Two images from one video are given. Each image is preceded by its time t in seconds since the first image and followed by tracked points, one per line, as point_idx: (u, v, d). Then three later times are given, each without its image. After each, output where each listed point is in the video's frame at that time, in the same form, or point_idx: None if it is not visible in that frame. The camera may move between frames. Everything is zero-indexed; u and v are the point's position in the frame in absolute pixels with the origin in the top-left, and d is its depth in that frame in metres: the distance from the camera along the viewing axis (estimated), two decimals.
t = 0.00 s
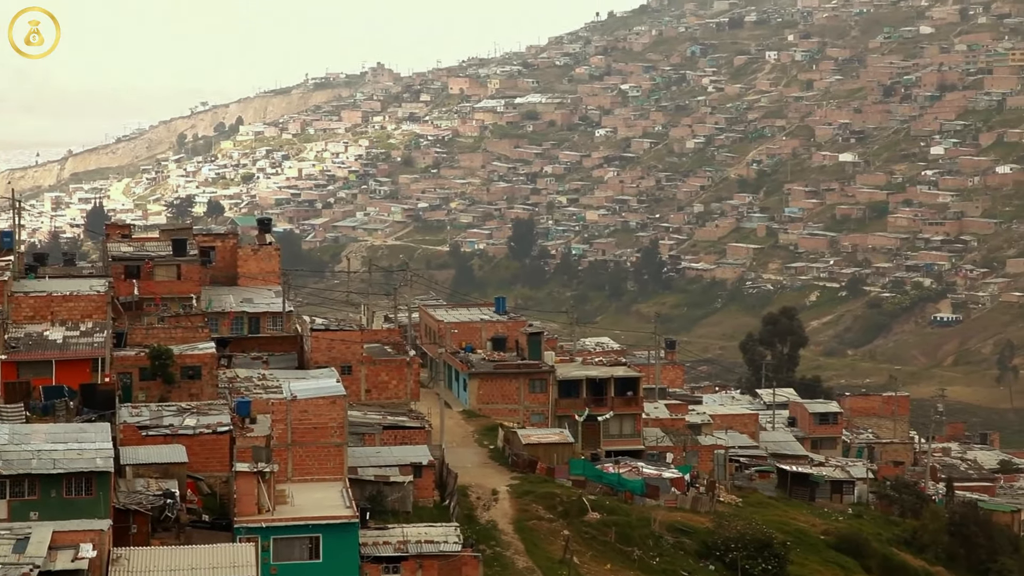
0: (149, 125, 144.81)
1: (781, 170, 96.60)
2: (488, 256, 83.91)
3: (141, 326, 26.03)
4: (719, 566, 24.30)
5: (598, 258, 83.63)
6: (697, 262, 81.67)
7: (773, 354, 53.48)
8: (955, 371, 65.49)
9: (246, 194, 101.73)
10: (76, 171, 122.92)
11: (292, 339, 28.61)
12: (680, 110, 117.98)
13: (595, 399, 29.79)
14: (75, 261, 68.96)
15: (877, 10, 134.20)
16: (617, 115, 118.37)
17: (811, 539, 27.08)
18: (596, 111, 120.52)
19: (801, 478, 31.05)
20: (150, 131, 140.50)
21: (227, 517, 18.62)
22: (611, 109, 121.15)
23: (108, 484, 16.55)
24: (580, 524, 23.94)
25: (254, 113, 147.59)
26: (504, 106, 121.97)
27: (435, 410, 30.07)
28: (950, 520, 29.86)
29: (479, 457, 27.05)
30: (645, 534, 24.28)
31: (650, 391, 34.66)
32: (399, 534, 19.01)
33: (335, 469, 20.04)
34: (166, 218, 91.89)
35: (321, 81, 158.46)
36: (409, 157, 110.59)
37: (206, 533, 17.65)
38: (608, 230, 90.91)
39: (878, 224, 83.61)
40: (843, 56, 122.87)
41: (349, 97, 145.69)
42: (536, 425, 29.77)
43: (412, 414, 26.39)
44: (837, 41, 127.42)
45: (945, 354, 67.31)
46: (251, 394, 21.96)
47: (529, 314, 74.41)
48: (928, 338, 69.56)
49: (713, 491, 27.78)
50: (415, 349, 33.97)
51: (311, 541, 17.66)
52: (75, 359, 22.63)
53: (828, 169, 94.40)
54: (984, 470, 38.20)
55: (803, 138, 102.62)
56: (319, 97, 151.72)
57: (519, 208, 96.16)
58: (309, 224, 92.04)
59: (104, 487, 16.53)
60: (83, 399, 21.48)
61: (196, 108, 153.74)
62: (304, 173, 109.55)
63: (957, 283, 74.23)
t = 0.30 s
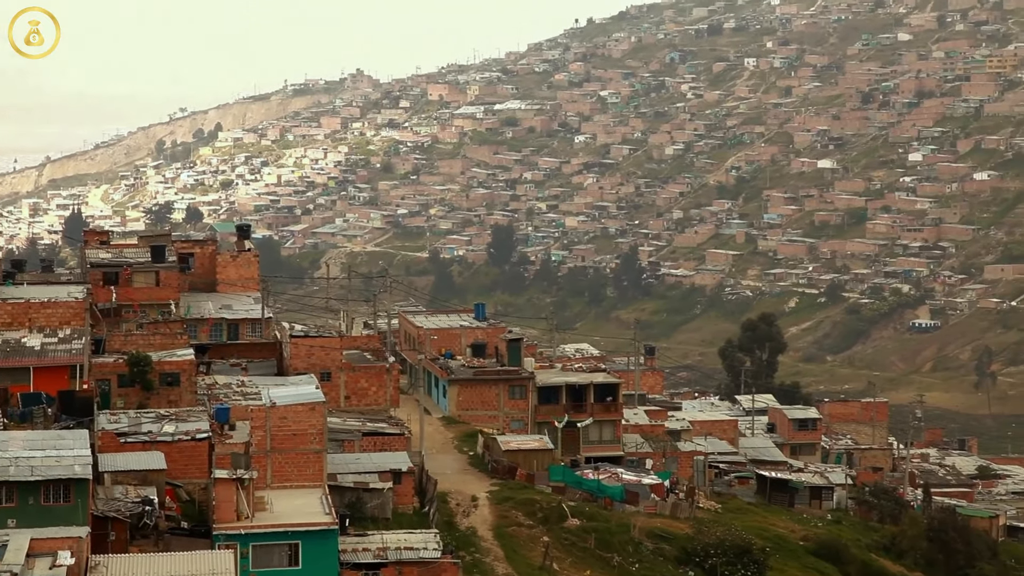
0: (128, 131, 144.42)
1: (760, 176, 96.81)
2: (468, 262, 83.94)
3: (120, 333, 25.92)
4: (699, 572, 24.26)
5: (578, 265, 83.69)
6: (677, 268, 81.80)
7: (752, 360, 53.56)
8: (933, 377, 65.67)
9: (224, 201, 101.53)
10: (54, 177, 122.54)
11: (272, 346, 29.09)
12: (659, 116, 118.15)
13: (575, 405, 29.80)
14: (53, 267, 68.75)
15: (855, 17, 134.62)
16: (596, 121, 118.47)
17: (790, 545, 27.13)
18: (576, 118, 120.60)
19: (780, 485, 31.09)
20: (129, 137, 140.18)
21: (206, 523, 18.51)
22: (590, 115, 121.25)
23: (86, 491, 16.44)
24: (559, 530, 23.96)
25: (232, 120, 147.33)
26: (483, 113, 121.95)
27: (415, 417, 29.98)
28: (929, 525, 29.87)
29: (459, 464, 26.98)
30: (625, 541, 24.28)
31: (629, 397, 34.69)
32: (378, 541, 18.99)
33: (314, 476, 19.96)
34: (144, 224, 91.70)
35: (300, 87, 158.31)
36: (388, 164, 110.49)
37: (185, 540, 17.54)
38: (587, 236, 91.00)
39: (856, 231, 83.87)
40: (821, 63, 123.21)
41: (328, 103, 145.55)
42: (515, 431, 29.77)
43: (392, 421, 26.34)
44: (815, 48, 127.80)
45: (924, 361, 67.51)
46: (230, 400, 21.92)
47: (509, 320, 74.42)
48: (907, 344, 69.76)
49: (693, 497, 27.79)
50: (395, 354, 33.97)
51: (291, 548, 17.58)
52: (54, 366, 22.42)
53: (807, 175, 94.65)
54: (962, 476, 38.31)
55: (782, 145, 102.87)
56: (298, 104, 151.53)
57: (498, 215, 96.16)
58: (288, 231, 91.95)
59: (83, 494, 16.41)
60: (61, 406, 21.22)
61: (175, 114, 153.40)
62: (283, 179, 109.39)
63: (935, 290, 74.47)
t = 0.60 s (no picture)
0: (106, 137, 144.04)
1: (740, 182, 97.02)
2: (448, 268, 83.96)
3: (99, 339, 25.86)
4: None
5: (558, 270, 83.76)
6: (657, 274, 81.95)
7: (732, 365, 53.64)
8: (912, 383, 65.85)
9: (204, 207, 101.33)
10: (33, 183, 122.15)
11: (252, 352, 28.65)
12: (639, 123, 118.33)
13: (555, 411, 29.84)
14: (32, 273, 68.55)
15: (834, 24, 135.08)
16: (576, 127, 118.60)
17: (770, 551, 27.17)
18: (555, 123, 120.74)
19: (760, 490, 31.14)
20: (108, 143, 139.87)
21: (186, 530, 18.37)
22: (570, 121, 121.37)
23: (65, 498, 16.32)
24: (540, 536, 23.95)
25: (212, 126, 147.03)
26: (463, 119, 121.96)
27: (395, 422, 29.97)
28: (909, 531, 29.94)
29: (439, 470, 26.97)
30: (605, 547, 24.29)
31: (609, 403, 34.73)
32: (358, 547, 18.96)
33: (294, 483, 19.95)
34: (123, 230, 91.50)
35: (280, 93, 158.12)
36: (368, 169, 110.42)
37: (164, 547, 17.46)
38: (567, 242, 91.09)
39: (836, 236, 84.14)
40: (800, 69, 123.54)
41: (308, 109, 145.42)
42: (495, 437, 29.72)
43: (372, 427, 26.31)
44: (794, 54, 128.21)
45: (902, 366, 67.73)
46: (209, 406, 21.84)
47: (490, 326, 74.43)
48: (886, 349, 69.98)
49: (673, 503, 27.82)
50: (374, 360, 33.91)
51: (270, 555, 17.49)
52: (32, 372, 22.43)
53: (786, 181, 94.85)
54: (941, 481, 38.40)
55: (761, 151, 103.11)
56: (277, 109, 151.34)
57: (478, 221, 96.19)
58: (268, 236, 91.84)
59: (61, 502, 16.30)
60: (40, 412, 21.15)
61: (154, 120, 153.06)
62: (262, 185, 109.20)
63: (914, 296, 74.73)
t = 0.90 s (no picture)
0: (81, 142, 143.53)
1: (716, 187, 97.20)
2: (425, 273, 83.91)
3: (73, 344, 25.75)
4: None
5: (534, 275, 83.75)
6: (633, 279, 82.05)
7: (708, 370, 53.70)
8: (888, 387, 66.05)
9: (180, 211, 101.03)
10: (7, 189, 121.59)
11: (227, 357, 28.68)
12: (616, 127, 118.45)
13: (531, 415, 29.81)
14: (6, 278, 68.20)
15: (809, 29, 135.40)
16: (553, 132, 118.66)
17: (746, 555, 27.20)
18: (532, 128, 120.75)
19: (736, 494, 31.15)
20: (83, 148, 139.34)
21: (161, 536, 18.25)
22: (547, 126, 121.40)
23: (39, 504, 16.19)
24: (516, 541, 23.97)
25: (187, 130, 146.64)
26: (440, 124, 121.88)
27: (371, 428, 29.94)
28: (884, 535, 30.03)
29: (414, 474, 26.94)
30: (581, 551, 24.26)
31: (586, 408, 34.76)
32: (334, 553, 18.91)
33: (269, 488, 19.89)
34: (98, 235, 91.19)
35: (256, 98, 157.78)
36: (344, 174, 110.25)
37: (139, 553, 17.36)
38: (544, 246, 91.13)
39: (811, 241, 84.39)
40: (776, 75, 123.85)
41: (284, 114, 145.14)
42: (472, 442, 29.71)
43: (348, 432, 26.28)
44: (770, 60, 128.49)
45: (878, 371, 67.94)
46: (185, 412, 21.76)
47: (466, 331, 74.39)
48: (862, 354, 70.19)
49: (649, 507, 27.83)
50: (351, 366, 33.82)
51: (245, 560, 17.41)
52: (6, 377, 21.75)
53: (762, 186, 95.03)
54: (916, 486, 38.50)
55: (737, 156, 103.30)
56: (253, 114, 151.02)
57: (455, 226, 96.16)
58: (244, 241, 91.66)
59: (36, 507, 16.15)
60: (14, 418, 20.88)
61: (129, 125, 152.54)
62: (238, 190, 108.92)
63: (890, 300, 74.98)
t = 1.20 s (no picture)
0: (55, 146, 143.13)
1: (691, 192, 97.40)
2: (400, 277, 83.91)
3: (47, 349, 25.65)
4: None
5: (510, 279, 83.82)
6: (608, 283, 82.18)
7: (683, 374, 53.79)
8: (862, 391, 66.22)
9: (154, 215, 100.80)
10: None
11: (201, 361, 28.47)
12: (591, 131, 118.58)
13: (506, 420, 29.80)
14: None
15: (784, 34, 135.80)
16: (528, 136, 118.73)
17: (721, 559, 27.20)
18: (507, 132, 120.83)
19: (711, 499, 31.21)
20: (56, 152, 138.92)
21: (134, 541, 18.16)
22: (522, 130, 121.47)
23: (12, 510, 16.04)
24: (491, 546, 23.92)
25: (161, 134, 146.35)
26: (415, 128, 121.82)
27: (346, 432, 29.91)
28: (858, 538, 30.06)
29: (389, 479, 26.91)
30: (556, 556, 24.23)
31: (561, 412, 34.78)
32: (309, 557, 18.87)
33: (244, 492, 19.79)
34: (72, 240, 90.99)
35: (231, 102, 157.53)
36: (319, 178, 110.11)
37: (113, 558, 17.22)
38: (519, 251, 91.18)
39: (786, 245, 84.67)
40: (751, 79, 124.13)
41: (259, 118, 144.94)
42: (447, 446, 29.68)
43: (323, 436, 26.21)
44: (745, 64, 128.77)
45: (852, 375, 68.16)
46: (159, 417, 21.70)
47: (442, 335, 74.41)
48: (836, 358, 70.38)
49: (624, 511, 27.82)
50: (326, 370, 33.78)
51: (219, 564, 17.32)
52: None
53: (737, 190, 95.25)
54: (890, 489, 38.60)
55: (712, 160, 103.50)
56: (228, 118, 150.79)
57: (430, 230, 96.13)
58: (218, 246, 91.52)
59: (9, 512, 16.02)
60: None
61: (103, 128, 152.12)
62: (213, 194, 108.71)
63: (864, 305, 75.20)
